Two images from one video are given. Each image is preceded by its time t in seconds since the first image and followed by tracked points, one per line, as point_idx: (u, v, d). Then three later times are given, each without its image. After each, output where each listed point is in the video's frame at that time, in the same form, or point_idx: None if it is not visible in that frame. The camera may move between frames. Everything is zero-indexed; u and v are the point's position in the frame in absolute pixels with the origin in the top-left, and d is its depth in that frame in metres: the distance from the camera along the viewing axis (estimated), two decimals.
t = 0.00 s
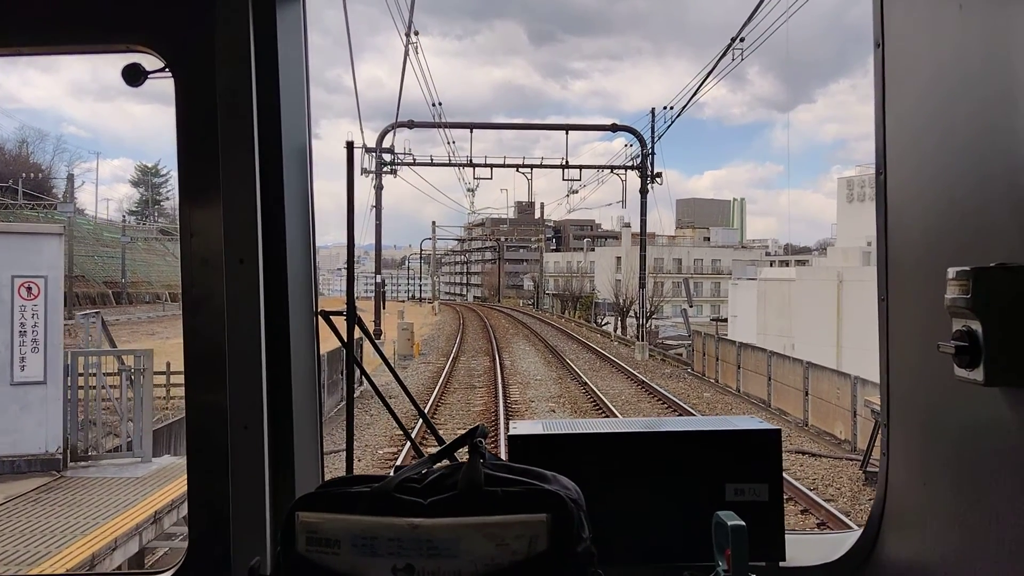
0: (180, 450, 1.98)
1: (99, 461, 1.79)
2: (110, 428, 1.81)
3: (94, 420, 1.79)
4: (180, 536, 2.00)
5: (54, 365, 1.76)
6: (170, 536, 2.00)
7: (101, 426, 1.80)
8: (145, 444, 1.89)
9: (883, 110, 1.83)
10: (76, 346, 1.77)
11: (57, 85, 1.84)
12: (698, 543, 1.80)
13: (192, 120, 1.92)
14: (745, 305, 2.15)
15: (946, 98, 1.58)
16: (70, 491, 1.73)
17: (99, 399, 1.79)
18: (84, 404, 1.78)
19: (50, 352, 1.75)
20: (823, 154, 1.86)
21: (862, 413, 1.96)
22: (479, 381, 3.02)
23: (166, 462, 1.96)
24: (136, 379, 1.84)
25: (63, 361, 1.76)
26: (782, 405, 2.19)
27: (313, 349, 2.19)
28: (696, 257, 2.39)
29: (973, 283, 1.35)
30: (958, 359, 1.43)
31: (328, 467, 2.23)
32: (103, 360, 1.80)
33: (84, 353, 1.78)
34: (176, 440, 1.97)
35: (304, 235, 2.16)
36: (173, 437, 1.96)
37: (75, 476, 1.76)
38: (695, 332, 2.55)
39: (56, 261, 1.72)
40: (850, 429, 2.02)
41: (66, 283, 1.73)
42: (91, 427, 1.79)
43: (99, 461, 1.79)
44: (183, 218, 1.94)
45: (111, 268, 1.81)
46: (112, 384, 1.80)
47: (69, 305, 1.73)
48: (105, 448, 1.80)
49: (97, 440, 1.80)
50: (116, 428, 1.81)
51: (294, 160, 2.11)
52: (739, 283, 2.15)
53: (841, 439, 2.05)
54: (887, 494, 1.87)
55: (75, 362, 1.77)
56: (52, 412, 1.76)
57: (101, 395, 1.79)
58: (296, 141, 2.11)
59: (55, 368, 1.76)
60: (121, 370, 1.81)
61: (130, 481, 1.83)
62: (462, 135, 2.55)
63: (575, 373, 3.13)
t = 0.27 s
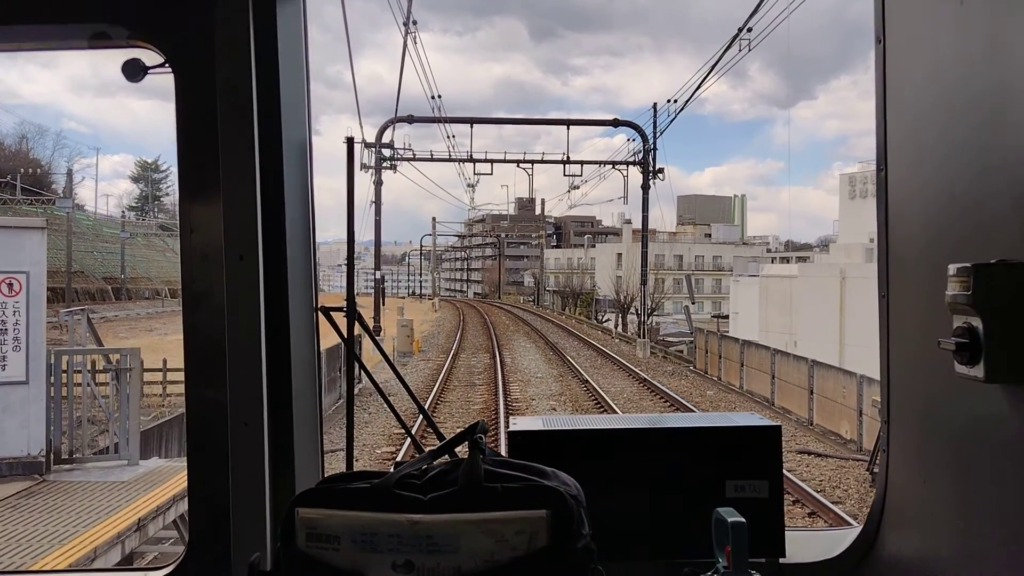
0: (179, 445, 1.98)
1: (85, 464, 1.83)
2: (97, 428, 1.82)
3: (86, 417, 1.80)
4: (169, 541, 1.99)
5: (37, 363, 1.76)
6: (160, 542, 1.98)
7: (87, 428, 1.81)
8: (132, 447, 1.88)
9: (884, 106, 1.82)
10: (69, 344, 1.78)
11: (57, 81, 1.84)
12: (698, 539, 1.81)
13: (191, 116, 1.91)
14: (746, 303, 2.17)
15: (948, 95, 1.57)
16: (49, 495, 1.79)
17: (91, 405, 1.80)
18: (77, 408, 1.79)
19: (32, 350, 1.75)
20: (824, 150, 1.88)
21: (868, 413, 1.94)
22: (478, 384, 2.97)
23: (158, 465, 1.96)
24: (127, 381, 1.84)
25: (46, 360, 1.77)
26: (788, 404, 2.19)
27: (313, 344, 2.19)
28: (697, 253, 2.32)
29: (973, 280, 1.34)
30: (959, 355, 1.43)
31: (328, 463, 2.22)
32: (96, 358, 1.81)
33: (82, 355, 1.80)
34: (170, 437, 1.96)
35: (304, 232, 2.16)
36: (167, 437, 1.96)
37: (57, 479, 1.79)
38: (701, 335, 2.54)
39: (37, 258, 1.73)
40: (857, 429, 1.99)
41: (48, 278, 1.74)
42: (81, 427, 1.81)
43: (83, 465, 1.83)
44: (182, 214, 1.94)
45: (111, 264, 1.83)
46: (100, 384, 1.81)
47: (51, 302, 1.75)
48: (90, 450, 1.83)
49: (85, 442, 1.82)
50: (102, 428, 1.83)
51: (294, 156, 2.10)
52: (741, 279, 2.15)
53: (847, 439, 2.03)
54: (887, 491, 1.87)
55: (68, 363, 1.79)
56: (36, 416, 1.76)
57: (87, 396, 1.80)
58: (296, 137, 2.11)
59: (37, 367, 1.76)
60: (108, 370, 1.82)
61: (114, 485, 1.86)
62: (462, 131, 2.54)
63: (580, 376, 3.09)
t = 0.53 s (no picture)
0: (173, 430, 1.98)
1: (58, 456, 1.75)
2: (74, 416, 1.76)
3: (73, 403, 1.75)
4: (148, 536, 1.96)
5: (9, 349, 1.73)
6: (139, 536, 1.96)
7: (64, 416, 1.74)
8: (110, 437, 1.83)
9: (882, 97, 1.82)
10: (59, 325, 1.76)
11: (53, 63, 1.82)
12: (690, 528, 1.81)
13: (186, 100, 1.90)
14: (743, 292, 2.17)
15: (945, 89, 1.57)
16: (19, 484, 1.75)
17: (74, 387, 1.76)
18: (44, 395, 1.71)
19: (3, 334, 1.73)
20: (822, 140, 1.91)
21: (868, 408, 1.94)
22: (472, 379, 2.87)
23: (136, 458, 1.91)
24: (108, 367, 1.79)
25: (19, 346, 1.73)
26: (786, 394, 2.14)
27: (307, 331, 2.18)
28: (694, 242, 2.25)
29: (967, 272, 1.34)
30: (952, 347, 1.43)
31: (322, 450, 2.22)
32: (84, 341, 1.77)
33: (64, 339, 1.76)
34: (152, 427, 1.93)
35: (299, 218, 2.15)
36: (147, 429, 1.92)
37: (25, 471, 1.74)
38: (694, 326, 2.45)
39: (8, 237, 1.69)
40: (857, 422, 1.97)
41: (19, 262, 1.72)
42: (56, 417, 1.73)
43: (58, 456, 1.75)
44: (177, 199, 1.93)
45: (104, 247, 1.82)
46: (77, 368, 1.77)
47: (23, 286, 1.73)
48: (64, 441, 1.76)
49: (58, 433, 1.74)
50: (79, 413, 1.77)
51: (289, 141, 2.09)
52: (736, 268, 2.17)
53: (847, 433, 2.00)
54: (879, 482, 1.88)
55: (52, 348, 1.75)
56: (7, 402, 1.69)
57: (64, 381, 1.75)
58: (292, 122, 2.09)
59: (10, 352, 1.73)
60: (85, 355, 1.77)
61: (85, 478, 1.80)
62: (459, 118, 2.51)
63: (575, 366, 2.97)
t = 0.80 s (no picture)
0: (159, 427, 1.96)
1: (18, 463, 1.74)
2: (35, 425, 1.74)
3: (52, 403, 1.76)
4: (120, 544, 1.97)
5: None
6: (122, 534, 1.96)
7: (26, 423, 1.73)
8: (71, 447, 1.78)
9: (870, 99, 1.84)
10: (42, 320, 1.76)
11: (41, 57, 1.84)
12: (676, 526, 1.82)
13: (174, 95, 1.90)
14: (734, 290, 2.07)
15: (932, 90, 1.58)
16: None
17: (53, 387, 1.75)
18: (16, 397, 1.69)
19: None
20: (811, 139, 1.88)
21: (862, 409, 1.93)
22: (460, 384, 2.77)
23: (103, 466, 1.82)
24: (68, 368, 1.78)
25: None
26: (778, 394, 2.00)
27: (295, 328, 2.18)
28: (684, 241, 2.15)
29: (953, 273, 1.36)
30: (936, 347, 1.45)
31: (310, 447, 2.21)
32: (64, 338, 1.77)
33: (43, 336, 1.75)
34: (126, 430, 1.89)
35: (287, 214, 2.14)
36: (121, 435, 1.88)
37: None
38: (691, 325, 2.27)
39: None
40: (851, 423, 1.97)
41: None
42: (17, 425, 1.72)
43: (19, 464, 1.75)
44: (163, 195, 1.92)
45: (91, 241, 1.81)
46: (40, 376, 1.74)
47: None
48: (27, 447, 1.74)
49: (20, 441, 1.73)
50: (40, 424, 1.75)
51: (278, 137, 2.08)
52: (725, 266, 2.08)
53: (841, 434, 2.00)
54: (864, 480, 1.89)
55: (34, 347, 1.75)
56: None
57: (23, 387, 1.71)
58: (279, 119, 2.08)
59: None
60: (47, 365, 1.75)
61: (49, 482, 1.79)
62: (449, 115, 2.37)
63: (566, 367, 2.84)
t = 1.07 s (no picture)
0: (146, 434, 1.95)
1: None
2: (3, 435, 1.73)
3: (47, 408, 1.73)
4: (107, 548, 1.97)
5: None
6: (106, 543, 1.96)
7: None
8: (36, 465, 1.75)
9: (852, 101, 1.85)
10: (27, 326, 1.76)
11: (34, 61, 1.81)
12: (662, 529, 1.83)
13: (158, 101, 1.89)
14: (732, 287, 2.07)
15: (912, 90, 1.58)
16: None
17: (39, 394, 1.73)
18: None
19: None
20: (806, 134, 1.90)
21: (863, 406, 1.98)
22: (458, 386, 2.56)
23: (72, 485, 1.79)
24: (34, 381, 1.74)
25: None
26: (783, 394, 2.06)
27: (279, 334, 2.17)
28: (684, 237, 2.20)
29: (930, 276, 1.38)
30: (915, 349, 1.46)
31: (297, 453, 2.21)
32: (54, 342, 1.75)
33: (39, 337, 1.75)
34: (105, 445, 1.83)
35: (272, 219, 2.14)
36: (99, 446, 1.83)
37: None
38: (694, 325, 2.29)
39: None
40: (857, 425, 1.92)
41: None
42: None
43: None
44: (149, 202, 1.91)
45: (86, 243, 1.82)
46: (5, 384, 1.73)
47: None
48: None
49: None
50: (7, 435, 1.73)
51: (261, 142, 2.08)
52: (725, 263, 2.06)
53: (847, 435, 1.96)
54: (849, 481, 1.90)
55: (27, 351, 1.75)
56: None
57: None
58: (263, 125, 2.08)
59: None
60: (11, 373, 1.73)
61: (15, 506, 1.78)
62: (444, 113, 2.33)
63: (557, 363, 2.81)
